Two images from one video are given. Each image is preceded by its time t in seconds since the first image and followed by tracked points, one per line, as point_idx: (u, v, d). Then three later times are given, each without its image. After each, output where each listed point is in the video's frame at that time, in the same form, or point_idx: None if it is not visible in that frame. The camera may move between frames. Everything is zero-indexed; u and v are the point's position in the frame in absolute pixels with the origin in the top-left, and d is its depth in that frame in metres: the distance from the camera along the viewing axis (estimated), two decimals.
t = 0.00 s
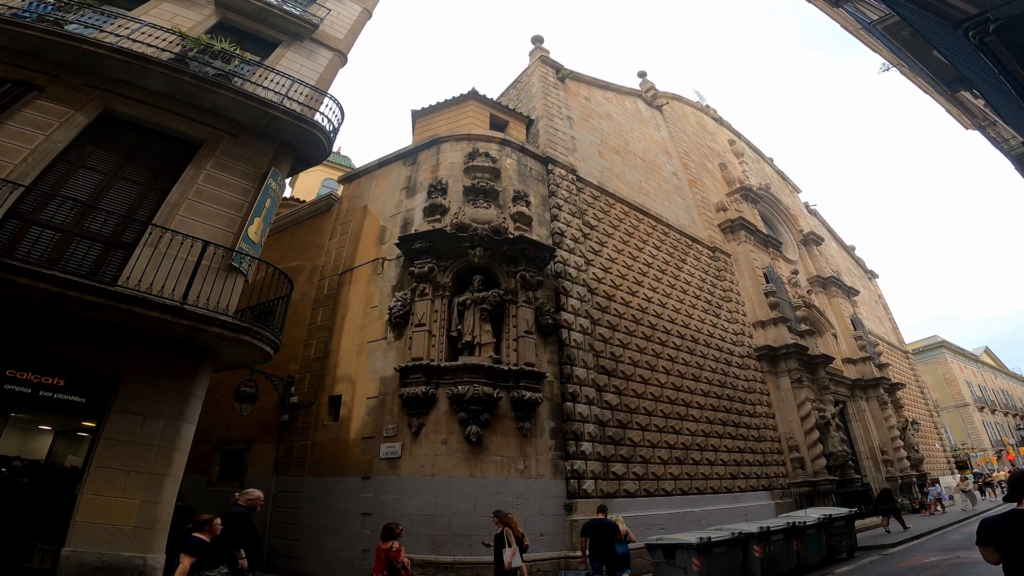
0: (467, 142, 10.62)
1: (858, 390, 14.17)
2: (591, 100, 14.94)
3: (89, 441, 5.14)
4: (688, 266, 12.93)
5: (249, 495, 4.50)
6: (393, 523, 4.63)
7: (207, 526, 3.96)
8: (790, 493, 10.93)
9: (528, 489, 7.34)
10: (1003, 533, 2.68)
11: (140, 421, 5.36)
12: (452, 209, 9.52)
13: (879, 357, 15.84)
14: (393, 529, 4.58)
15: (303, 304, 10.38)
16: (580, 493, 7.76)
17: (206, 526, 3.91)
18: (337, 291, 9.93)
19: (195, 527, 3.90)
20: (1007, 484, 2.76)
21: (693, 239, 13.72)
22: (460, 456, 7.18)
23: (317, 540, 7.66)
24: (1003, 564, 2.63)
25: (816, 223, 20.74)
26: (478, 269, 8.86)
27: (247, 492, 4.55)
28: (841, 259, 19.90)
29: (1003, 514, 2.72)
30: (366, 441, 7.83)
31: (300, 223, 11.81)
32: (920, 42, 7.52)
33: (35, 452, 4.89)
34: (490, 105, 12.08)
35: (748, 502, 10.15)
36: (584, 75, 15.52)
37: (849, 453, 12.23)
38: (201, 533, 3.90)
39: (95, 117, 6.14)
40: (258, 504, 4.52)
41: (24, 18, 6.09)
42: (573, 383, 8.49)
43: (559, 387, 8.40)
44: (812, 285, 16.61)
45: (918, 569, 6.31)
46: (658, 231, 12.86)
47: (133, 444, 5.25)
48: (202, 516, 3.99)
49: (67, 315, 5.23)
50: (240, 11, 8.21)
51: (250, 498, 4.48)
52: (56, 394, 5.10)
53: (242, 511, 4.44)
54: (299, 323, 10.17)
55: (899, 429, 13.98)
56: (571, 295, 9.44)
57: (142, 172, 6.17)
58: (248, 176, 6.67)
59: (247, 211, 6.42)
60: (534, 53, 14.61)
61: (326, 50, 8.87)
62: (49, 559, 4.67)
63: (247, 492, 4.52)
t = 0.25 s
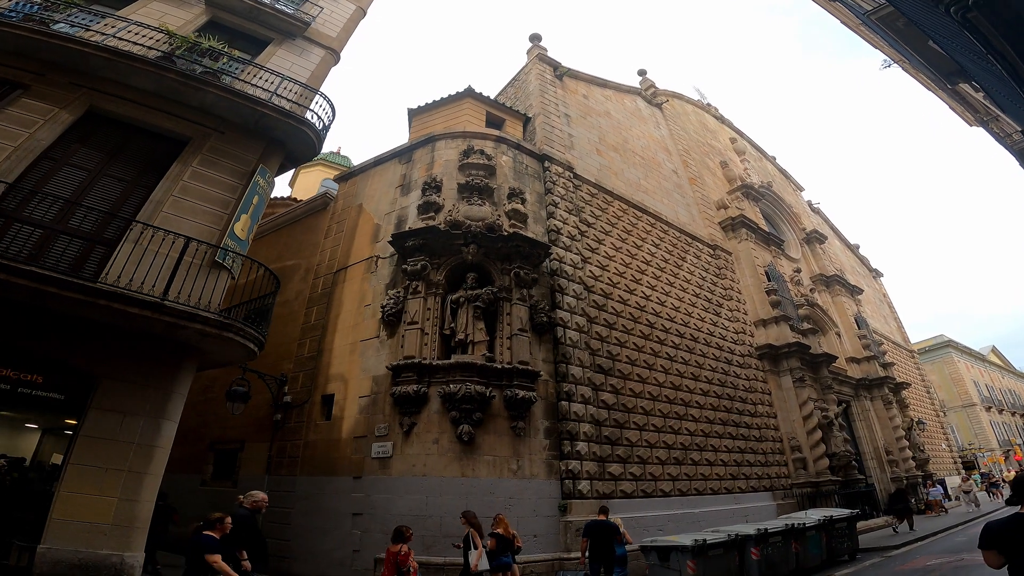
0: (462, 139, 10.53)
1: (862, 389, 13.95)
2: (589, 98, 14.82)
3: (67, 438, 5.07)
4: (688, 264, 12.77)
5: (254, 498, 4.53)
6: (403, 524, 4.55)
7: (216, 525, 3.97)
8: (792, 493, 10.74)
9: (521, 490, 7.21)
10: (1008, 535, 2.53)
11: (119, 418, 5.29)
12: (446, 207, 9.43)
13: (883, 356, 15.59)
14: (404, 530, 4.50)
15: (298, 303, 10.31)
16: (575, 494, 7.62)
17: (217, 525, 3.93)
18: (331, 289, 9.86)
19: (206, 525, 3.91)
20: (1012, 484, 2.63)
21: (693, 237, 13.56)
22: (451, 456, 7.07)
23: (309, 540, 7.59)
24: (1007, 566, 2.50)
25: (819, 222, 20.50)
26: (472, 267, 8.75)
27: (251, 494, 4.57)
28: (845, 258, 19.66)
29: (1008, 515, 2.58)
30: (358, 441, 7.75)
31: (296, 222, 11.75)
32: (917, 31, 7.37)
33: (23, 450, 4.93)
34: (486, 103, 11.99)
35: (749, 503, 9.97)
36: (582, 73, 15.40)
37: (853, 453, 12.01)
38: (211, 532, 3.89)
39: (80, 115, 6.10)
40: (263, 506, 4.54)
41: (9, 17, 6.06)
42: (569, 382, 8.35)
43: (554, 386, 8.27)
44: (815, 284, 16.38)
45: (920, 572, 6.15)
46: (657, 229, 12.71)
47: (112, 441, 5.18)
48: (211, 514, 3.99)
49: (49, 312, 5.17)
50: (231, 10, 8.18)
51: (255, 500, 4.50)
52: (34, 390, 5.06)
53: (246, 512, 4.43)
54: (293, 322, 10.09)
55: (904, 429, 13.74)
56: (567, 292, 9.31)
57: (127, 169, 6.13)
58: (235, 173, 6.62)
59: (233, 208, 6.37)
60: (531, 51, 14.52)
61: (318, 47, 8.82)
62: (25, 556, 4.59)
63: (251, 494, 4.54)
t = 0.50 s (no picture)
0: (460, 137, 10.44)
1: (869, 389, 13.70)
2: (590, 95, 14.69)
3: (51, 436, 5.00)
4: (691, 262, 12.59)
5: (261, 498, 4.47)
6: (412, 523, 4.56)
7: (228, 530, 3.88)
8: (797, 495, 10.53)
9: (517, 491, 7.08)
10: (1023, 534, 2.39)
11: (105, 416, 5.22)
12: (443, 204, 9.33)
13: (891, 356, 15.32)
14: (413, 529, 4.50)
15: (295, 302, 10.25)
16: (573, 494, 7.49)
17: (232, 530, 3.85)
18: (328, 288, 9.78)
19: (218, 531, 3.82)
20: None
21: (696, 235, 13.38)
22: (447, 456, 6.96)
23: (304, 541, 7.52)
24: None
25: (825, 220, 20.23)
26: (469, 265, 8.65)
27: (257, 495, 4.50)
28: (851, 256, 19.38)
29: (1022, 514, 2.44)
30: (354, 440, 7.66)
31: (295, 221, 11.70)
32: (919, 20, 7.21)
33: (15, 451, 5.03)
34: (485, 100, 11.90)
35: (753, 505, 9.79)
36: (583, 70, 15.28)
37: (860, 454, 11.77)
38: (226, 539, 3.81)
39: (71, 113, 6.08)
40: (271, 506, 4.47)
41: None
42: (568, 381, 8.21)
43: (552, 385, 8.13)
44: (820, 282, 16.14)
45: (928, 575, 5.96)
46: (659, 227, 12.55)
47: (96, 439, 5.11)
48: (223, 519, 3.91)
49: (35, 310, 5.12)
50: (226, 8, 8.15)
51: (262, 501, 4.44)
52: (18, 388, 5.08)
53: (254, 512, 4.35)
54: (290, 322, 10.03)
55: (912, 429, 13.48)
56: (566, 290, 9.17)
57: (117, 166, 6.11)
58: (227, 170, 6.59)
59: (224, 205, 6.33)
60: (531, 49, 14.42)
61: (314, 45, 8.77)
62: (8, 556, 4.52)
63: (258, 495, 4.47)
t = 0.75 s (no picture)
0: (457, 135, 10.37)
1: (877, 388, 13.43)
2: (590, 93, 14.57)
3: (34, 435, 4.97)
4: (693, 260, 12.41)
5: (268, 501, 4.22)
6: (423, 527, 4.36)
7: (243, 529, 3.76)
8: (802, 496, 10.32)
9: (513, 492, 6.94)
10: None
11: (88, 414, 5.17)
12: (440, 202, 9.25)
13: (899, 355, 15.02)
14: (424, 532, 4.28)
15: (292, 302, 10.21)
16: (571, 496, 7.34)
17: (246, 529, 3.71)
18: (325, 288, 9.72)
19: (233, 530, 3.69)
20: None
21: (698, 233, 13.19)
22: (441, 456, 6.85)
23: (298, 541, 7.47)
24: None
25: (831, 218, 19.93)
26: (465, 263, 8.55)
27: (265, 498, 4.27)
28: (858, 254, 19.07)
29: None
30: (348, 440, 7.59)
31: (293, 221, 11.68)
32: (917, 10, 6.88)
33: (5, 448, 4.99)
34: (483, 98, 11.81)
35: (757, 506, 9.60)
36: (583, 68, 15.15)
37: (867, 454, 11.52)
38: (240, 537, 3.69)
39: (59, 112, 6.13)
40: (279, 510, 4.23)
41: None
42: (565, 380, 8.08)
43: (550, 385, 7.99)
44: (826, 280, 15.87)
45: None
46: (660, 225, 12.38)
47: (79, 438, 5.06)
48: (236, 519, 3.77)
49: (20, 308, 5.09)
50: (219, 8, 8.15)
51: (269, 505, 4.21)
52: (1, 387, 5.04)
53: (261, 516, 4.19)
54: (286, 322, 9.97)
55: (922, 429, 13.19)
56: (564, 288, 9.03)
57: (104, 165, 6.15)
58: (217, 169, 6.61)
59: (213, 204, 6.34)
60: (530, 47, 14.32)
61: (307, 44, 8.75)
62: None
63: (266, 498, 4.25)
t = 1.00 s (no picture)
0: (453, 133, 10.31)
1: (881, 388, 13.22)
2: (588, 91, 14.48)
3: (16, 432, 4.94)
4: (693, 259, 12.26)
5: (275, 500, 4.31)
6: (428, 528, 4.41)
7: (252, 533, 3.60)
8: (804, 497, 10.15)
9: (507, 493, 6.84)
10: None
11: (70, 411, 5.14)
12: (435, 200, 9.20)
13: (904, 354, 14.80)
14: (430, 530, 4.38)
15: (288, 302, 10.18)
16: (566, 496, 7.24)
17: (256, 533, 3.55)
18: (320, 287, 9.68)
19: (242, 534, 3.52)
20: None
21: (698, 231, 13.04)
22: (433, 455, 6.77)
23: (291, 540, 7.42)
24: None
25: (835, 216, 19.72)
26: (459, 261, 8.48)
27: (270, 497, 4.32)
28: (862, 252, 18.85)
29: None
30: (341, 440, 7.53)
31: (290, 221, 11.67)
32: None
33: None
34: (480, 97, 11.76)
35: (758, 507, 9.44)
36: (581, 66, 15.06)
37: (872, 455, 11.32)
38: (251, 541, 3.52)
39: (48, 111, 6.14)
40: (286, 509, 4.34)
41: None
42: (561, 379, 7.98)
43: (545, 384, 7.89)
44: (830, 279, 15.67)
45: None
46: (660, 223, 12.25)
47: (61, 435, 5.03)
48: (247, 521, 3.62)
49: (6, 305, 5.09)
50: (211, 8, 8.15)
51: (274, 504, 4.26)
52: None
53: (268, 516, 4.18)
54: (282, 321, 9.93)
55: (927, 429, 12.97)
56: (560, 286, 8.93)
57: (93, 164, 6.16)
58: (206, 167, 6.62)
59: (202, 201, 6.35)
60: (528, 45, 14.26)
61: (301, 43, 8.74)
62: None
63: (271, 497, 4.30)
